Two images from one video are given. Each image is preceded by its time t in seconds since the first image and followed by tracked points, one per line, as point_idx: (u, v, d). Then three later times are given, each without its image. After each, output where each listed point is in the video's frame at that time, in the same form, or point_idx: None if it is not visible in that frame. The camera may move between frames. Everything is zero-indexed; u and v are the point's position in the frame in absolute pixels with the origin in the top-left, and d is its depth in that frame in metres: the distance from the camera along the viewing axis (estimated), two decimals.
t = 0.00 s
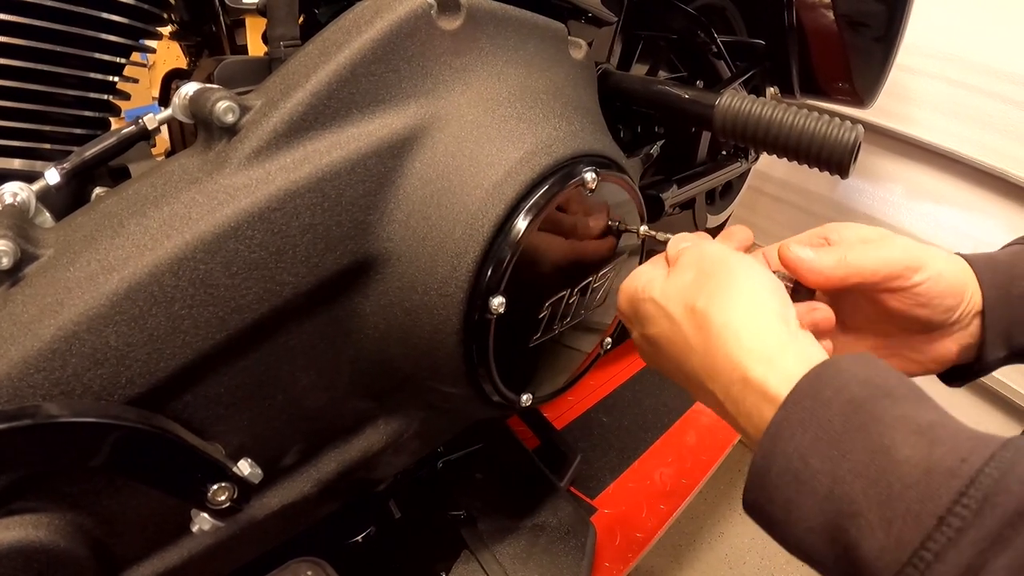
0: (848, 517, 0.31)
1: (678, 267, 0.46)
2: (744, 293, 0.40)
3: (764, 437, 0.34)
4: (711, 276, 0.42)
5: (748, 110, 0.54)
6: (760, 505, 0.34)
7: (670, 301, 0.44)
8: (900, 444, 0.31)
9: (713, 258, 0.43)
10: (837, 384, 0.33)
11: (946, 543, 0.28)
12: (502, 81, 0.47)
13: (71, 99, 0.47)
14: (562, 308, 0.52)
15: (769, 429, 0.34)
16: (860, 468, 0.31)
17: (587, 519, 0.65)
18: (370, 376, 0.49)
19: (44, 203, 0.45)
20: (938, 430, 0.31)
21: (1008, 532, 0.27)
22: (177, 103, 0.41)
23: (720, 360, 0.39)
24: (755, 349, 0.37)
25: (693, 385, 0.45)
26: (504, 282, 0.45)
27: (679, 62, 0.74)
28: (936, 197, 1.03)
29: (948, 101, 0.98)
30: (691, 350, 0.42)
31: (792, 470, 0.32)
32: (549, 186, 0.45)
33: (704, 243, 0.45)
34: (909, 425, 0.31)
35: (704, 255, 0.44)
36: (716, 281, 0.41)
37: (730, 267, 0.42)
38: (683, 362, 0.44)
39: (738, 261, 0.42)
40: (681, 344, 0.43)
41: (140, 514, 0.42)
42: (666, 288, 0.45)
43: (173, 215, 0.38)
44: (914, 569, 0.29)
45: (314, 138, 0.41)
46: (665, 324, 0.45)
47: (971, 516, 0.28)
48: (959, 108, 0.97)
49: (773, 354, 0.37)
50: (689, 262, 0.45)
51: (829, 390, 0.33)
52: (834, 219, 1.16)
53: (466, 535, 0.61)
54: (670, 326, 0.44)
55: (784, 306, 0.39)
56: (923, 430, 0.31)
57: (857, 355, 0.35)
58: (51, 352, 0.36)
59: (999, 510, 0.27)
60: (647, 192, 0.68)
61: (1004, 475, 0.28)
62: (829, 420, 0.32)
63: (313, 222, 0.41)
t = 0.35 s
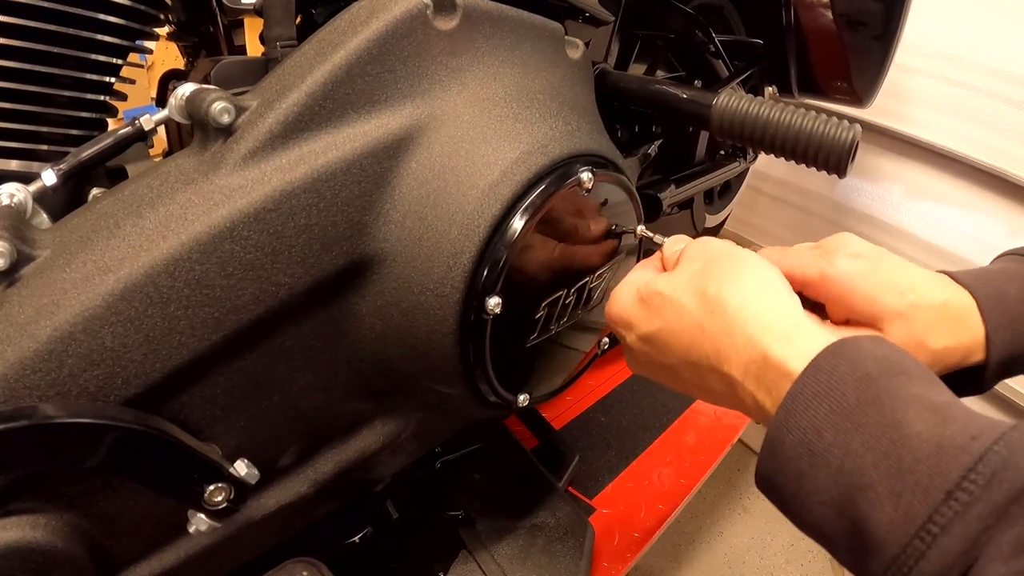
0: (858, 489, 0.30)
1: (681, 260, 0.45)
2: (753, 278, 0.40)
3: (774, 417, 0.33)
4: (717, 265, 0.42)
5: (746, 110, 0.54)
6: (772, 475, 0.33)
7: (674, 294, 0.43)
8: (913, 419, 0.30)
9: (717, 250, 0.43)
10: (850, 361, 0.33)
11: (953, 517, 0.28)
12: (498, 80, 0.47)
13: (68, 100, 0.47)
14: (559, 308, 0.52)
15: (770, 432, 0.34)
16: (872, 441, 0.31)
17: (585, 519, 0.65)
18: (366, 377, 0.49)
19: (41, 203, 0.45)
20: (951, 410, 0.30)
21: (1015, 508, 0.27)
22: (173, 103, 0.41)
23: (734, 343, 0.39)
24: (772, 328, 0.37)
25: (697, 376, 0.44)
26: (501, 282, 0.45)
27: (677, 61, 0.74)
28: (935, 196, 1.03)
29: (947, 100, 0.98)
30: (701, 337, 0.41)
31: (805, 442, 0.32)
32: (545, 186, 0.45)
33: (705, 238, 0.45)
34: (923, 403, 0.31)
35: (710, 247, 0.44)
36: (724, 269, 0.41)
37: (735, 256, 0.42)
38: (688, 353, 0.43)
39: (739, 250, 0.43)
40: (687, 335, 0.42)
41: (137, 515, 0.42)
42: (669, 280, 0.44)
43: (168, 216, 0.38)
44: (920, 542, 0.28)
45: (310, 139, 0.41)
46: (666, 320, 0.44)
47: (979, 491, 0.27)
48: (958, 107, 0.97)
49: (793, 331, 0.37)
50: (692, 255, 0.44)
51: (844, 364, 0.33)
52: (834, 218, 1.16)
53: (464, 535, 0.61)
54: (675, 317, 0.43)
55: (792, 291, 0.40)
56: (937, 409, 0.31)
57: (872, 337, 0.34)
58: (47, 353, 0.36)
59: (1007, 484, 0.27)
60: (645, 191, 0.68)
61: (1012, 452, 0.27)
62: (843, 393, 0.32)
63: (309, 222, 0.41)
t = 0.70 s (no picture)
0: (848, 473, 0.30)
1: (676, 253, 0.45)
2: (748, 269, 0.40)
3: (766, 401, 0.34)
4: (713, 256, 0.42)
5: (742, 110, 0.54)
6: (763, 461, 0.33)
7: (668, 284, 0.43)
8: (905, 404, 0.30)
9: (713, 242, 0.43)
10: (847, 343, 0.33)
11: (944, 500, 0.27)
12: (494, 82, 0.47)
13: (67, 102, 0.47)
14: (556, 309, 0.52)
15: (762, 417, 0.34)
16: (864, 424, 0.31)
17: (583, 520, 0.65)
18: (363, 377, 0.49)
19: (38, 205, 0.45)
20: (943, 397, 0.30)
21: (1006, 492, 0.27)
22: (170, 105, 0.41)
23: (729, 331, 0.38)
24: (766, 316, 0.37)
25: (689, 368, 0.44)
26: (497, 283, 0.45)
27: (675, 62, 0.74)
28: (933, 197, 1.03)
29: (945, 100, 0.98)
30: (696, 325, 0.41)
31: (796, 425, 0.32)
32: (541, 187, 0.45)
33: (701, 232, 0.46)
34: (916, 389, 0.31)
35: (706, 239, 0.44)
36: (720, 260, 0.41)
37: (731, 248, 0.42)
38: (681, 343, 0.43)
39: (735, 244, 0.43)
40: (680, 324, 0.42)
41: (135, 515, 0.42)
42: (664, 271, 0.44)
43: (165, 217, 0.38)
44: (910, 526, 0.28)
45: (306, 140, 0.41)
46: (660, 310, 0.44)
47: (971, 473, 0.27)
48: (956, 107, 0.97)
49: (787, 319, 0.36)
50: (687, 248, 0.45)
51: (838, 348, 0.33)
52: (833, 218, 1.16)
53: (462, 536, 0.61)
54: (669, 306, 0.43)
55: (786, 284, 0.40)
56: (929, 395, 0.31)
57: (866, 326, 0.35)
58: (45, 353, 0.36)
59: (999, 468, 0.27)
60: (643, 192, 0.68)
61: (1005, 438, 0.27)
62: (836, 375, 0.32)
63: (305, 224, 0.41)
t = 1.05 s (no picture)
0: (844, 468, 0.30)
1: (676, 251, 0.46)
2: (748, 266, 0.40)
3: (763, 396, 0.34)
4: (712, 253, 0.42)
5: (740, 110, 0.54)
6: (759, 455, 0.33)
7: (667, 280, 0.43)
8: (901, 399, 0.31)
9: (712, 240, 0.43)
10: (844, 338, 0.33)
11: (939, 494, 0.27)
12: (493, 84, 0.47)
13: (67, 104, 0.47)
14: (555, 310, 0.52)
15: (758, 412, 0.34)
16: (860, 418, 0.31)
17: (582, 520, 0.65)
18: (363, 378, 0.49)
19: (38, 207, 0.45)
20: (938, 393, 0.31)
21: (1001, 487, 0.27)
22: (170, 106, 0.41)
23: (727, 325, 0.38)
24: (764, 311, 0.37)
25: (686, 364, 0.44)
26: (496, 284, 0.45)
27: (675, 63, 0.74)
28: (932, 197, 1.03)
29: (944, 101, 0.98)
30: (694, 321, 0.41)
31: (793, 419, 0.32)
32: (540, 189, 0.45)
33: (701, 229, 0.46)
34: (911, 385, 0.31)
35: (705, 237, 0.44)
36: (719, 257, 0.42)
37: (730, 246, 0.42)
38: (679, 339, 0.43)
39: (733, 242, 0.43)
40: (678, 319, 0.42)
41: (136, 516, 0.43)
42: (663, 268, 0.44)
43: (165, 219, 0.38)
44: (905, 520, 0.28)
45: (306, 142, 0.41)
46: (658, 306, 0.44)
47: (966, 468, 0.27)
48: (955, 107, 0.97)
49: (785, 315, 0.37)
50: (687, 245, 0.45)
51: (835, 343, 0.33)
52: (832, 219, 1.16)
53: (462, 537, 0.61)
54: (667, 302, 0.43)
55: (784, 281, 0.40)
56: (925, 391, 0.31)
57: (863, 322, 0.35)
58: (45, 355, 0.36)
59: (994, 462, 0.27)
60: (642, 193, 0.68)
61: (1000, 434, 0.27)
62: (833, 369, 0.32)
63: (304, 226, 0.41)
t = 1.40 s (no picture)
0: (848, 462, 0.31)
1: (681, 249, 0.46)
2: (753, 264, 0.40)
3: (769, 390, 0.34)
4: (718, 250, 0.42)
5: (743, 111, 0.55)
6: (764, 452, 0.34)
7: (673, 277, 0.43)
8: (907, 394, 0.31)
9: (718, 238, 0.43)
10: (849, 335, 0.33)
11: (944, 488, 0.28)
12: (498, 85, 0.47)
13: (72, 103, 0.47)
14: (559, 310, 0.53)
15: (763, 407, 0.34)
16: (866, 414, 0.31)
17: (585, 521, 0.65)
18: (367, 379, 0.49)
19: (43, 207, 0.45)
20: (943, 390, 0.31)
21: (1007, 482, 0.27)
22: (175, 106, 0.41)
23: (734, 322, 0.39)
24: (770, 308, 0.37)
25: (691, 362, 0.44)
26: (500, 285, 0.45)
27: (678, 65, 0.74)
28: (933, 197, 1.03)
29: (945, 102, 0.98)
30: (700, 318, 0.41)
31: (799, 414, 0.32)
32: (545, 190, 0.45)
33: (705, 227, 0.46)
34: (917, 381, 0.31)
35: (710, 234, 0.44)
36: (725, 254, 0.42)
37: (736, 244, 0.42)
38: (685, 336, 0.43)
39: (739, 240, 0.43)
40: (685, 316, 0.42)
41: (140, 516, 0.43)
42: (668, 266, 0.44)
43: (171, 219, 0.38)
44: (910, 514, 0.28)
45: (311, 143, 0.41)
46: (664, 303, 0.44)
47: (971, 462, 0.27)
48: (955, 108, 0.97)
49: (792, 312, 0.37)
50: (692, 243, 0.45)
51: (841, 338, 0.33)
52: (833, 220, 1.16)
53: (465, 538, 0.61)
54: (673, 299, 0.43)
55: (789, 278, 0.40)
56: (930, 387, 0.31)
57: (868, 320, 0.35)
58: (51, 354, 0.36)
59: (999, 457, 0.27)
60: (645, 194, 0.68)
61: (1006, 429, 0.27)
62: (839, 364, 0.32)
63: (310, 226, 0.41)
